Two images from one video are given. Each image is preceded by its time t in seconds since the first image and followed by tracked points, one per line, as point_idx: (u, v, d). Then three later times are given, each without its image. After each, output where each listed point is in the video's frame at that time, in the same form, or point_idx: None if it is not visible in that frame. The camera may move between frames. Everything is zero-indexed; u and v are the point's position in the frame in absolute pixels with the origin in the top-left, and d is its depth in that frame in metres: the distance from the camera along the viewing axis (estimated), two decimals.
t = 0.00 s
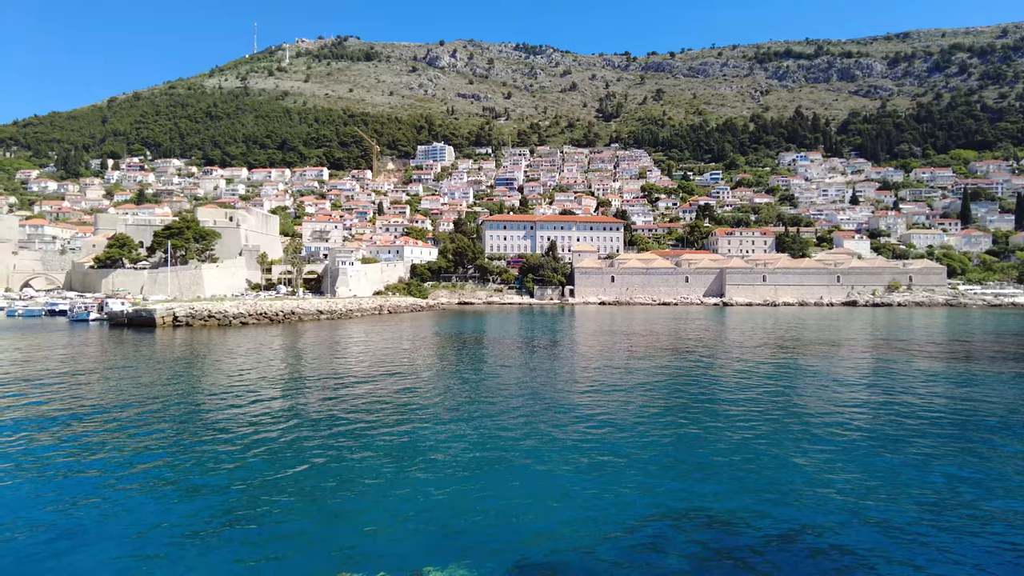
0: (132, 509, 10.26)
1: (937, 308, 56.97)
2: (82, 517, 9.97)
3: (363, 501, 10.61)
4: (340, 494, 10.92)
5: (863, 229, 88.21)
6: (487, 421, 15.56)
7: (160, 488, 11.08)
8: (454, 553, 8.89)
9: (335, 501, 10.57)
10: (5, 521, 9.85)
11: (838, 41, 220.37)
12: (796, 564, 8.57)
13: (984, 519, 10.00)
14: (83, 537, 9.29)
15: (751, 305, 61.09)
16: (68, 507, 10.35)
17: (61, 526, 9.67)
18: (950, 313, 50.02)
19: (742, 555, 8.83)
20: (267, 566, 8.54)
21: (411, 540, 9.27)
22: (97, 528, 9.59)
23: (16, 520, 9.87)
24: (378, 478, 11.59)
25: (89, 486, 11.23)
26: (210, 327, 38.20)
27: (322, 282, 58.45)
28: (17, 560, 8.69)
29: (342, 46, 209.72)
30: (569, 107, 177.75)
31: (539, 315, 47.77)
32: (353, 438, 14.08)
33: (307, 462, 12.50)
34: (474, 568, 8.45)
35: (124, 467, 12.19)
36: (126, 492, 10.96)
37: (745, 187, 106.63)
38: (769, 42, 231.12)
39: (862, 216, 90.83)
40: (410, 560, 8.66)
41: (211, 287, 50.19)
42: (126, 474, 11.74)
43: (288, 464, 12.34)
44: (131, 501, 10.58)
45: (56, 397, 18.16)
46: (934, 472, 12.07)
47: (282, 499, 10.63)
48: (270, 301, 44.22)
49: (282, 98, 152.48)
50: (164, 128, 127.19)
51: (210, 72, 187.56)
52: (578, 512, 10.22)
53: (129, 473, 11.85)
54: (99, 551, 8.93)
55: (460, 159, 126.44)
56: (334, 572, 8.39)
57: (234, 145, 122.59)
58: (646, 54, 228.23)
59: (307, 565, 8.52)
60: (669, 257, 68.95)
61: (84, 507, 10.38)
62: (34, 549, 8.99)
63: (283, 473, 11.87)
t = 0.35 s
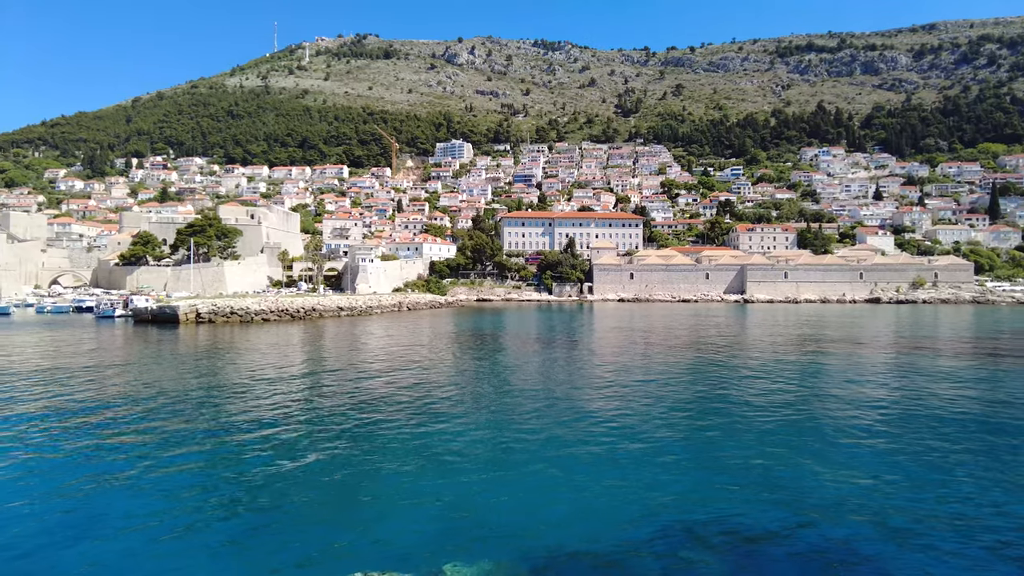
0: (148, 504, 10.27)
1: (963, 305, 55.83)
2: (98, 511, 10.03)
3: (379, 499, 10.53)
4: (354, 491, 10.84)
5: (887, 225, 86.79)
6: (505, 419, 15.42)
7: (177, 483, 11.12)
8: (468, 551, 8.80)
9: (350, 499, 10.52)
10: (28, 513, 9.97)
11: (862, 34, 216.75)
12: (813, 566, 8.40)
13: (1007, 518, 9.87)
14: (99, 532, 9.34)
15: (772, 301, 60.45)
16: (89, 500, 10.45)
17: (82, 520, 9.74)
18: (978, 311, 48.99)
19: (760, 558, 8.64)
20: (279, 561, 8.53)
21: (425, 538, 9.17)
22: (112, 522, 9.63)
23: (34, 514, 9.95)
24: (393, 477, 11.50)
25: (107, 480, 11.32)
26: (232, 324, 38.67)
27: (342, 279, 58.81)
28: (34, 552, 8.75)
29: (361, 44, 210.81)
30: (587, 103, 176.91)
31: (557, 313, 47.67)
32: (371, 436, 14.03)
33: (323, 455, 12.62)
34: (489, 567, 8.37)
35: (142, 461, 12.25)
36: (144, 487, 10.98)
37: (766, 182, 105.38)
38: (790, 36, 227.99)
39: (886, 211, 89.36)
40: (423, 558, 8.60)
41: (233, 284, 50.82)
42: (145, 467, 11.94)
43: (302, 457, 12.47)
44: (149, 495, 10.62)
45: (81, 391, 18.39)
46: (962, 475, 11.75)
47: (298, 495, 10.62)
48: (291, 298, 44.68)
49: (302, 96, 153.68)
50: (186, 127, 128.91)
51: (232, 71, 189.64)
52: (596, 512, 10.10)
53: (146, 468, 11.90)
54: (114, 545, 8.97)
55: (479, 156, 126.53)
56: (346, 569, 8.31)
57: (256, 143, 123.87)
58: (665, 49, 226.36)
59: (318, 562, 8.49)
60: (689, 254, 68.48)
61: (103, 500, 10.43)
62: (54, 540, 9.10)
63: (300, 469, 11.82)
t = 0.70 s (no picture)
0: (166, 500, 10.44)
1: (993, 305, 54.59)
2: (118, 506, 10.24)
3: (393, 499, 10.59)
4: (368, 491, 10.91)
5: (914, 223, 85.20)
6: (523, 419, 15.38)
7: (195, 480, 11.25)
8: (479, 551, 8.84)
9: (365, 498, 10.62)
10: (51, 506, 10.21)
11: (889, 28, 212.99)
12: (830, 567, 8.35)
13: None
14: (117, 527, 9.52)
15: (796, 301, 59.70)
16: (109, 495, 10.66)
17: (101, 514, 9.94)
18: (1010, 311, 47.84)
19: (775, 559, 8.58)
20: (292, 557, 8.63)
21: (437, 538, 9.23)
22: (129, 517, 9.81)
23: (55, 507, 10.17)
24: (408, 476, 11.56)
25: (128, 476, 11.52)
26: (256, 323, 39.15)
27: (364, 279, 59.24)
28: (54, 544, 8.96)
29: (382, 45, 212.02)
30: (608, 101, 176.10)
31: (578, 312, 47.48)
32: (389, 436, 14.09)
33: (340, 455, 12.65)
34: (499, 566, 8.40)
35: (163, 459, 12.40)
36: (164, 484, 11.14)
37: (789, 180, 104.04)
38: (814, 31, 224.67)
39: (914, 210, 87.72)
40: (433, 557, 8.66)
41: (256, 284, 51.42)
42: (166, 464, 12.09)
43: (319, 457, 12.55)
44: (168, 492, 10.77)
45: (108, 390, 18.69)
46: (986, 476, 11.56)
47: (313, 494, 10.72)
48: (314, 298, 45.20)
49: (324, 97, 155.08)
50: (210, 128, 130.79)
51: (255, 73, 191.95)
52: (611, 511, 10.10)
53: (167, 466, 12.05)
54: (131, 539, 9.14)
55: (499, 156, 126.65)
56: (358, 567, 8.38)
57: (278, 144, 125.28)
58: (687, 47, 224.38)
59: (330, 560, 8.57)
60: (711, 253, 67.89)
61: (123, 495, 10.64)
62: (73, 534, 9.29)
63: (317, 468, 11.94)
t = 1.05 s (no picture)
0: (188, 495, 10.62)
1: None
2: (141, 501, 10.42)
3: (415, 496, 10.67)
4: (390, 488, 11.00)
5: (945, 222, 83.42)
6: (544, 420, 15.35)
7: (219, 477, 11.41)
8: (495, 550, 8.82)
9: (383, 496, 10.66)
10: (76, 500, 10.45)
11: (918, 23, 208.71)
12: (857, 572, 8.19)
13: None
14: (139, 521, 9.70)
15: (823, 301, 58.86)
16: (133, 490, 10.88)
17: (124, 509, 10.14)
18: None
19: (800, 563, 8.44)
20: (309, 554, 8.69)
21: (454, 537, 9.22)
22: (150, 512, 9.97)
23: (82, 500, 10.42)
24: (428, 475, 11.62)
25: (151, 472, 11.74)
26: (281, 322, 39.64)
27: (387, 278, 59.64)
28: (77, 537, 9.16)
29: (404, 46, 213.44)
30: (630, 100, 175.24)
31: (600, 312, 47.28)
32: (410, 434, 14.17)
33: (359, 454, 12.81)
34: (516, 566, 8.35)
35: (187, 456, 12.60)
36: (186, 480, 11.31)
37: (815, 179, 102.54)
38: (841, 27, 221.06)
39: (944, 208, 85.87)
40: (449, 556, 8.65)
41: (282, 283, 52.02)
42: (191, 461, 12.30)
43: (340, 455, 12.67)
44: (192, 488, 10.94)
45: (139, 387, 19.17)
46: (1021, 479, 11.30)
47: (331, 492, 10.79)
48: (338, 298, 45.75)
49: (348, 99, 156.55)
50: (236, 130, 132.71)
51: (279, 75, 194.34)
52: (632, 512, 10.03)
53: (190, 462, 12.23)
54: (152, 534, 9.28)
55: (521, 156, 126.72)
56: (375, 566, 8.39)
57: (303, 146, 126.81)
58: (710, 45, 222.31)
59: (346, 557, 8.60)
60: (736, 252, 67.22)
61: (146, 491, 10.85)
62: (96, 527, 9.50)
63: (336, 467, 12.04)
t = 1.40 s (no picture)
0: (209, 491, 10.75)
1: None
2: (164, 494, 10.64)
3: (433, 493, 10.77)
4: (408, 484, 11.11)
5: (977, 220, 81.52)
6: (566, 420, 15.32)
7: (239, 471, 11.60)
8: (514, 550, 8.81)
9: (401, 493, 10.76)
10: (100, 494, 10.69)
11: (950, 17, 204.12)
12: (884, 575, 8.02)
13: None
14: (160, 514, 9.86)
15: (849, 302, 57.90)
16: (158, 484, 11.10)
17: (148, 503, 10.31)
18: None
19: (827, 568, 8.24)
20: (325, 551, 8.73)
21: (472, 536, 9.21)
22: (172, 506, 10.16)
23: (107, 495, 10.63)
24: (446, 473, 11.71)
25: (175, 466, 11.98)
26: (306, 322, 40.09)
27: (409, 278, 59.94)
28: (100, 529, 9.37)
29: (427, 47, 214.66)
30: (653, 99, 174.08)
31: (622, 312, 47.04)
32: (431, 433, 14.23)
33: (377, 451, 12.93)
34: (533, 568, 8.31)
35: (209, 451, 12.83)
36: (208, 474, 11.52)
37: (842, 177, 100.88)
38: (869, 23, 217.08)
39: (976, 206, 83.89)
40: (466, 554, 8.67)
41: (307, 283, 52.60)
42: (212, 456, 12.51)
43: (359, 452, 12.80)
44: (213, 482, 11.15)
45: (169, 384, 19.62)
46: None
47: (350, 489, 10.85)
48: (362, 298, 46.16)
49: (371, 100, 157.80)
50: (262, 132, 134.47)
51: (304, 77, 196.56)
52: (654, 514, 9.92)
53: (212, 457, 12.47)
54: (174, 527, 9.46)
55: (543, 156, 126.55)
56: (392, 560, 8.49)
57: (327, 147, 128.18)
58: (734, 42, 219.96)
59: (362, 556, 8.62)
60: (761, 252, 66.47)
61: (167, 484, 11.09)
62: (118, 520, 9.67)
63: (357, 465, 12.10)
